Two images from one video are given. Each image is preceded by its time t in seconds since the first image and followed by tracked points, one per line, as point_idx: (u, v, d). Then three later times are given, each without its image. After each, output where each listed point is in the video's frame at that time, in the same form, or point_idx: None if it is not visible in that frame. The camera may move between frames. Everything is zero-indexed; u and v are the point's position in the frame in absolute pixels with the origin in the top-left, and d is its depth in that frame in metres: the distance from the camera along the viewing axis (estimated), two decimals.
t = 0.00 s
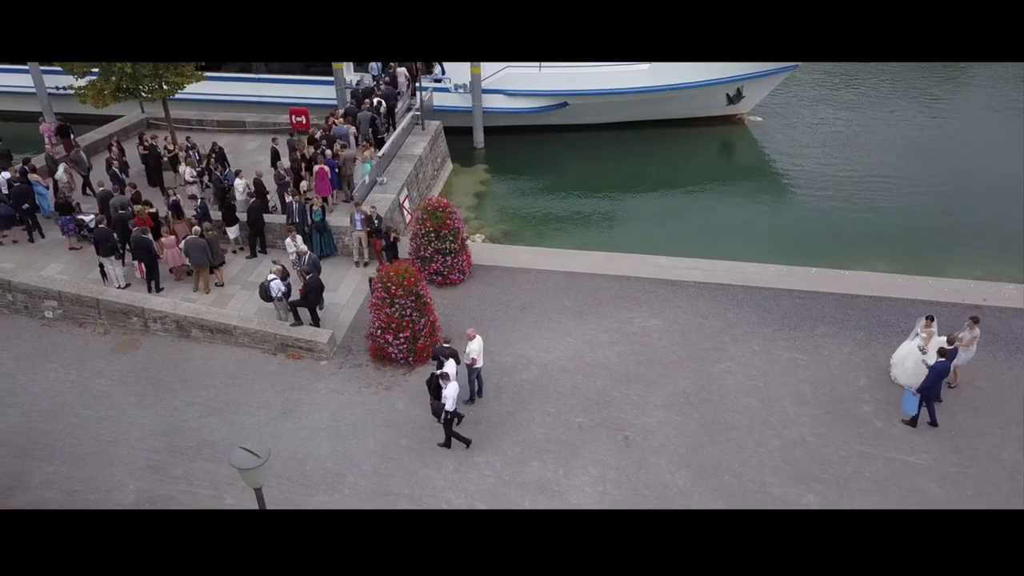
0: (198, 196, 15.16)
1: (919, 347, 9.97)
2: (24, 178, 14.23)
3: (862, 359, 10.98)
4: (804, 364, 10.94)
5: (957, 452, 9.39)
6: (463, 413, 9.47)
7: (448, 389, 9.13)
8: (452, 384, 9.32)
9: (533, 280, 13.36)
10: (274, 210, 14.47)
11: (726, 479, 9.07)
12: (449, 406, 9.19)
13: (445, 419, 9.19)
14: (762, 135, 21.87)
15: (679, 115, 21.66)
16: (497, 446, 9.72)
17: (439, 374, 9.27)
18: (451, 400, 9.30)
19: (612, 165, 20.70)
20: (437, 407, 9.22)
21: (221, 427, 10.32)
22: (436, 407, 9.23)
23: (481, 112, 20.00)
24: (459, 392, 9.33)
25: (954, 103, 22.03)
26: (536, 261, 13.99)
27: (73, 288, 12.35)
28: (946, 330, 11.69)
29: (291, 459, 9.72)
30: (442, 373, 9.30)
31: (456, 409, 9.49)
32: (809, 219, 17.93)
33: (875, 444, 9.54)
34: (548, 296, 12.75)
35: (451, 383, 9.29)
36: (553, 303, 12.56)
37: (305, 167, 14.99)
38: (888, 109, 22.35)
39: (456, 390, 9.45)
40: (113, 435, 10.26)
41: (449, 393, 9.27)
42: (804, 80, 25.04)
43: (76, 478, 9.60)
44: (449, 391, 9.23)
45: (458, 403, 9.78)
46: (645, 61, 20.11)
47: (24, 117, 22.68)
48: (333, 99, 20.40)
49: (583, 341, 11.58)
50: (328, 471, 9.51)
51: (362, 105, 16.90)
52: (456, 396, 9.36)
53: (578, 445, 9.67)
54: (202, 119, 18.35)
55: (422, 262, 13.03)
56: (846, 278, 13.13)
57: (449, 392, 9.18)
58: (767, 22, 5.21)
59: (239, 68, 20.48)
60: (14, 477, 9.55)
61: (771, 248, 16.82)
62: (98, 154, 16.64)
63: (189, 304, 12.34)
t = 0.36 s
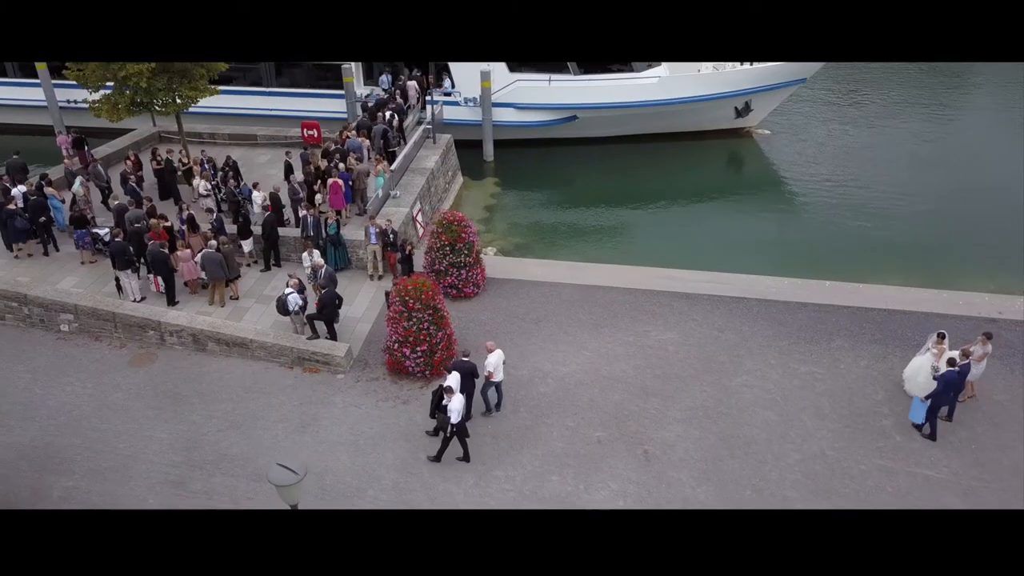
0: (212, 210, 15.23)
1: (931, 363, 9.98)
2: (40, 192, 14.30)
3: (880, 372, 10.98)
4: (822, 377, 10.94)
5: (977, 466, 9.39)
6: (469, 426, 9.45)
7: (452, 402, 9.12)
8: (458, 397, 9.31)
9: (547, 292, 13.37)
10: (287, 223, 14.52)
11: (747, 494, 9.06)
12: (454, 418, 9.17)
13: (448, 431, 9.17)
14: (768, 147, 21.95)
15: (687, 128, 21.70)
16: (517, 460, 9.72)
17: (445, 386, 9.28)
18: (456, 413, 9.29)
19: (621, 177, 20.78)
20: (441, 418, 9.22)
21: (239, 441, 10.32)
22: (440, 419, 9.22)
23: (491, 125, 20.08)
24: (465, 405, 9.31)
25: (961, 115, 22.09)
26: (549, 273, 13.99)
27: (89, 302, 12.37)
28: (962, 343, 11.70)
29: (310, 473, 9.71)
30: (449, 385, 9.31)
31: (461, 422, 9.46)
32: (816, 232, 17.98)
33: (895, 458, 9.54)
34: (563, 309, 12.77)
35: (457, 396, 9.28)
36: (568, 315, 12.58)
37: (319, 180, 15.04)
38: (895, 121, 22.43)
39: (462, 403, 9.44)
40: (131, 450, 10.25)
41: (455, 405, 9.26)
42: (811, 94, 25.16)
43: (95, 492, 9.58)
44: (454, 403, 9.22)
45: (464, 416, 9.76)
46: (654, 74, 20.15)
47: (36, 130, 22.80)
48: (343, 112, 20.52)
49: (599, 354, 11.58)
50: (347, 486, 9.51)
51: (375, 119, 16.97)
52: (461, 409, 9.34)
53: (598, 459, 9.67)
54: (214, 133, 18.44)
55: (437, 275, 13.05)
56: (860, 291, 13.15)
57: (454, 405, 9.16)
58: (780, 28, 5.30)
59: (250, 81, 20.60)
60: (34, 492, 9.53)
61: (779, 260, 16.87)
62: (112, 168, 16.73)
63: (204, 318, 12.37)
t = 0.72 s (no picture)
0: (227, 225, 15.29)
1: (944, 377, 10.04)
2: (57, 206, 14.37)
3: (897, 387, 10.99)
4: (839, 392, 10.94)
5: (997, 480, 9.38)
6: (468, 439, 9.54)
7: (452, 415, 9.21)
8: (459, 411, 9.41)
9: (562, 306, 13.39)
10: (302, 238, 14.58)
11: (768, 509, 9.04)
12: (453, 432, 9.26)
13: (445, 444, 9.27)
14: (775, 162, 22.07)
15: (695, 142, 21.77)
16: (536, 475, 9.71)
17: (447, 400, 9.39)
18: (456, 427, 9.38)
19: (629, 192, 20.86)
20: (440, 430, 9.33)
21: (257, 456, 10.32)
22: (439, 431, 9.32)
23: (500, 140, 20.25)
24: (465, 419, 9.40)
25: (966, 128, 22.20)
26: (563, 287, 14.03)
27: (105, 316, 12.40)
28: (977, 357, 11.71)
29: (330, 489, 9.70)
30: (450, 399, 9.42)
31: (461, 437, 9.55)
32: (824, 245, 18.04)
33: (915, 473, 9.53)
34: (578, 323, 12.79)
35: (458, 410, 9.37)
36: (583, 329, 12.59)
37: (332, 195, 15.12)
38: (901, 135, 22.55)
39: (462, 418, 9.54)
40: (150, 464, 10.25)
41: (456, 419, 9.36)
42: (818, 109, 25.28)
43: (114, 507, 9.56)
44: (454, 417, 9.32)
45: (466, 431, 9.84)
46: (663, 89, 20.25)
47: (47, 144, 22.94)
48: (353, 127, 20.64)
49: (615, 369, 11.59)
50: (367, 501, 9.50)
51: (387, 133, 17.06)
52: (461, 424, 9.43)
53: (617, 474, 9.66)
54: (226, 147, 18.53)
55: (451, 289, 13.08)
56: (874, 305, 13.17)
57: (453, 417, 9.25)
58: (784, 29, 5.02)
59: (261, 96, 20.73)
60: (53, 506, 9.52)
61: (788, 274, 16.92)
62: (127, 183, 16.83)
63: (220, 332, 12.40)
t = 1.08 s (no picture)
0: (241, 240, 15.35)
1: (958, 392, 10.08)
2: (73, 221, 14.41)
3: (914, 402, 11.00)
4: (855, 407, 10.95)
5: (1017, 495, 9.37)
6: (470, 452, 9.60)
7: (455, 426, 9.28)
8: (462, 423, 9.48)
9: (575, 320, 13.42)
10: (315, 253, 14.63)
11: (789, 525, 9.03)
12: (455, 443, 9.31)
13: (446, 455, 9.31)
14: (783, 176, 22.15)
15: (703, 158, 21.84)
16: (554, 491, 9.70)
17: (451, 412, 9.43)
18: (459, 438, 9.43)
19: (637, 206, 20.94)
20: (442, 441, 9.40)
21: (274, 472, 10.31)
22: (442, 443, 9.37)
23: (509, 155, 20.38)
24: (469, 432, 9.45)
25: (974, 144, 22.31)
26: (575, 302, 14.05)
27: (121, 331, 12.43)
28: (993, 371, 11.72)
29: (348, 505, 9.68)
30: (455, 411, 9.50)
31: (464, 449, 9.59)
32: (832, 260, 18.09)
33: (934, 488, 9.52)
34: (592, 338, 12.80)
35: (461, 422, 9.44)
36: (597, 344, 12.60)
37: (346, 209, 15.18)
38: (907, 150, 22.66)
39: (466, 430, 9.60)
40: (168, 480, 10.24)
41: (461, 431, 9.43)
42: (825, 124, 25.39)
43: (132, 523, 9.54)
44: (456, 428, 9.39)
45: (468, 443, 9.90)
46: (672, 104, 20.35)
47: (57, 159, 23.07)
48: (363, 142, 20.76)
49: (631, 384, 11.60)
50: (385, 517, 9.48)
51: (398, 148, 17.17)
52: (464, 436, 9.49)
53: (635, 490, 9.66)
54: (237, 162, 18.61)
55: (465, 304, 13.11)
56: (887, 320, 13.20)
57: (456, 431, 9.30)
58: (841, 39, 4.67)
59: (272, 111, 20.86)
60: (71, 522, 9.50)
61: (797, 288, 16.96)
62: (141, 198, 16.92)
63: (236, 347, 12.43)
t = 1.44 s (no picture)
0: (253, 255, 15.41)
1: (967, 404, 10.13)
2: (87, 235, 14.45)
3: (929, 417, 11.00)
4: (870, 422, 10.95)
5: None
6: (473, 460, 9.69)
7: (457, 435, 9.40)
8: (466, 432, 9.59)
9: (588, 334, 13.44)
10: (327, 267, 14.67)
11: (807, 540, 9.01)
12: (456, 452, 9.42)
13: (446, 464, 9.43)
14: (789, 190, 22.24)
15: (710, 173, 21.91)
16: (571, 506, 9.69)
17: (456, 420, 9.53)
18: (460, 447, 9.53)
19: (645, 221, 20.98)
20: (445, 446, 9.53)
21: (290, 487, 10.31)
22: (445, 450, 9.50)
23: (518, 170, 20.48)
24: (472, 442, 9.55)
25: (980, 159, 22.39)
26: (587, 316, 14.07)
27: (135, 346, 12.45)
28: (1007, 386, 11.73)
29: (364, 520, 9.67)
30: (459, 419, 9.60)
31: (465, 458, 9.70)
32: (840, 274, 18.10)
33: (952, 503, 9.50)
34: (604, 352, 12.82)
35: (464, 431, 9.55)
36: (610, 359, 12.61)
37: (358, 224, 15.24)
38: (913, 164, 22.75)
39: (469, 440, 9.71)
40: (183, 495, 10.24)
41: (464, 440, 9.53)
42: (831, 138, 25.48)
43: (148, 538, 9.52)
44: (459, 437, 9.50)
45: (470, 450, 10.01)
46: (679, 119, 20.44)
47: (66, 174, 23.22)
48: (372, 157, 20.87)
49: (645, 398, 11.60)
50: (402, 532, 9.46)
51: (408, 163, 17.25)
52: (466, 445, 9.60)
53: (652, 505, 9.65)
54: (247, 177, 18.69)
55: (478, 319, 13.14)
56: (900, 334, 13.22)
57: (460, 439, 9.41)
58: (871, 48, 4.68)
59: (281, 126, 21.00)
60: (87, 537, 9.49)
61: (806, 303, 16.96)
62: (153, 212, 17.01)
63: (249, 362, 12.44)
